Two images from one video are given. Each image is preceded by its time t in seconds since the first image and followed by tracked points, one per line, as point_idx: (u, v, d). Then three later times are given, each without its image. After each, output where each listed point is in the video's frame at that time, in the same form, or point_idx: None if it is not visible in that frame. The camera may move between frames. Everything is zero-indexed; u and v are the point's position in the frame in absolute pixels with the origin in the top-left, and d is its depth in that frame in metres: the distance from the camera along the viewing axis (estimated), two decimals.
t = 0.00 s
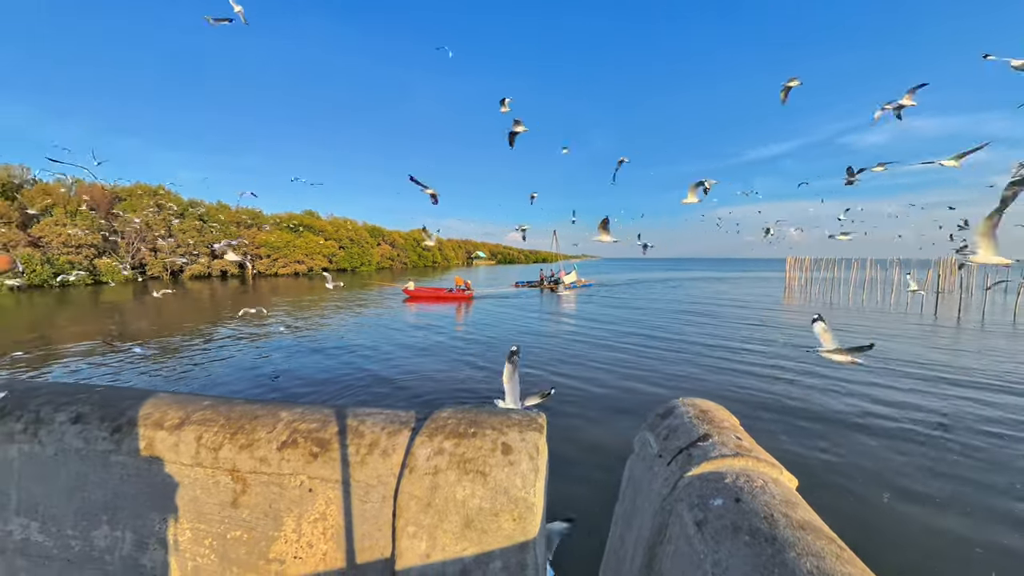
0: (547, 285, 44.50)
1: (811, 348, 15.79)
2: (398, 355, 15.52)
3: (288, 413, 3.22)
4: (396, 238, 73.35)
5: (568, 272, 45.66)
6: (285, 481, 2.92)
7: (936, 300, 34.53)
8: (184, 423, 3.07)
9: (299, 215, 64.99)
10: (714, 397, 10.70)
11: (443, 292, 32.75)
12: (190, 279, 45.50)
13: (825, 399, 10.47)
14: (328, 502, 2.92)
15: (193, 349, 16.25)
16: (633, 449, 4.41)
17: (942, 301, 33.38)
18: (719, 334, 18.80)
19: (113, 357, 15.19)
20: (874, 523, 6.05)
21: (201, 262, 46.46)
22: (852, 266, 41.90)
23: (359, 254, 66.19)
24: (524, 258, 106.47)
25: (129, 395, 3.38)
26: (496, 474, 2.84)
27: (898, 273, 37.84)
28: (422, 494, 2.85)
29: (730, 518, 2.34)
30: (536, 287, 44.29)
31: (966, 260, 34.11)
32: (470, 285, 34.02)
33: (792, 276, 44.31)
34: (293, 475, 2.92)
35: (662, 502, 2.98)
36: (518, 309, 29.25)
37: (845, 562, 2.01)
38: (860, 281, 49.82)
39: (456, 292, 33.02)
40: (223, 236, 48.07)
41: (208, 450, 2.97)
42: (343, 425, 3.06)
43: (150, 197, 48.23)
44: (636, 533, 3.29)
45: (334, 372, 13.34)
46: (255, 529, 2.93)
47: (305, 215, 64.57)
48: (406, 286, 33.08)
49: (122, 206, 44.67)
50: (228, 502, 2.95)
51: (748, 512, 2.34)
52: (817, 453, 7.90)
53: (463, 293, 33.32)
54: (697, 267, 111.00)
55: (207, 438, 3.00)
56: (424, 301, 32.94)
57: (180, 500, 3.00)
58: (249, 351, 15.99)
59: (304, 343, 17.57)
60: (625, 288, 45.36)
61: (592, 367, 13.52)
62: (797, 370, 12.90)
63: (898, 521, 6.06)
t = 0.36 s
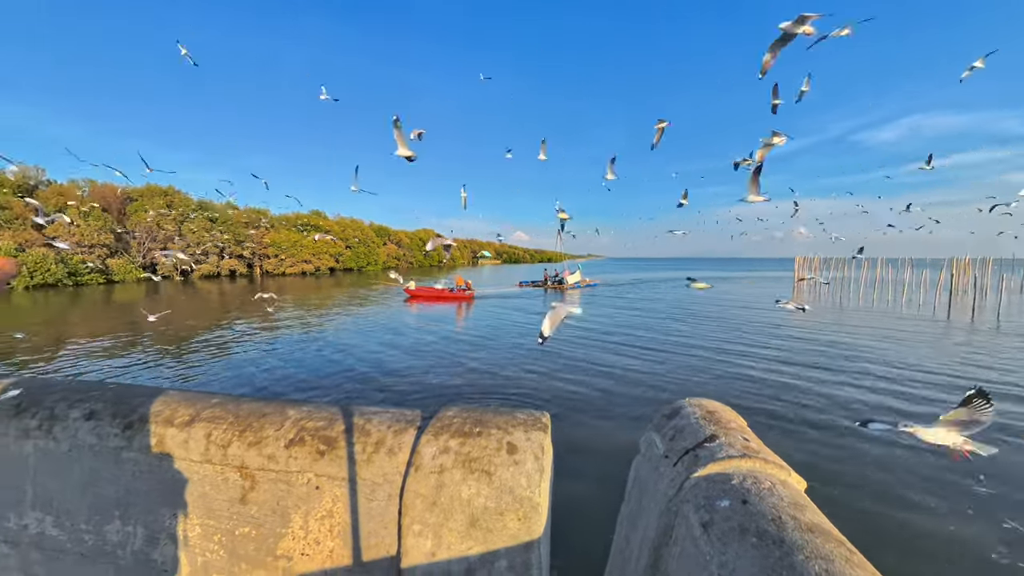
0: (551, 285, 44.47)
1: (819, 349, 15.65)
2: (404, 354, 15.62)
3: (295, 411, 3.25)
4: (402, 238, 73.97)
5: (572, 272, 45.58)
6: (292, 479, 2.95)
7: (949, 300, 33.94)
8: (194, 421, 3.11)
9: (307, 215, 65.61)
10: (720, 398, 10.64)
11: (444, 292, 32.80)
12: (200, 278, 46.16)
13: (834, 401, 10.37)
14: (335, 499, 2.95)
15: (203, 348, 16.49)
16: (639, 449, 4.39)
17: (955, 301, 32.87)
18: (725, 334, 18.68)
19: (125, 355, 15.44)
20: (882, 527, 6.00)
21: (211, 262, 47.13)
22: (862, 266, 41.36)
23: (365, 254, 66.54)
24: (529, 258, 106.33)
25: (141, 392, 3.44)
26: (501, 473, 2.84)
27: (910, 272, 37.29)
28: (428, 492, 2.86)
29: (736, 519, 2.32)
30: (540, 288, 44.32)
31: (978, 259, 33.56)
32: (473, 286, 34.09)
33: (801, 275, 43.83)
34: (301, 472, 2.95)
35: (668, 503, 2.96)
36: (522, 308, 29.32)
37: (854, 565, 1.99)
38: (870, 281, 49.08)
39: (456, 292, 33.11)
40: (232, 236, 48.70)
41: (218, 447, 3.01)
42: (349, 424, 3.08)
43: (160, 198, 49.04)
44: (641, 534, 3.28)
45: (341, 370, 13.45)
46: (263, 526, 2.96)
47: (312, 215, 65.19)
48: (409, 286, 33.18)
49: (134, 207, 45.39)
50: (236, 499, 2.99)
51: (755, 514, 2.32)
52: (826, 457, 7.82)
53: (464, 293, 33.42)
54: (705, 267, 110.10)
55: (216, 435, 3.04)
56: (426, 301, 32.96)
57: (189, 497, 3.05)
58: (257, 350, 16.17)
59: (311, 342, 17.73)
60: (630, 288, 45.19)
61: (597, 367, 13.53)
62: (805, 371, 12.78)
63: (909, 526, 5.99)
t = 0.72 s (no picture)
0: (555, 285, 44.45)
1: (825, 349, 15.55)
2: (409, 353, 15.69)
3: (302, 409, 3.27)
4: (406, 238, 74.35)
5: (576, 272, 45.53)
6: (299, 476, 2.98)
7: (960, 300, 33.49)
8: (202, 419, 3.14)
9: (313, 215, 66.06)
10: (725, 399, 10.58)
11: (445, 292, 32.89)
12: (208, 277, 46.70)
13: (842, 402, 10.28)
14: (341, 497, 2.97)
15: (211, 347, 16.68)
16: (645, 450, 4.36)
17: (966, 301, 32.43)
18: (730, 334, 18.60)
19: (135, 353, 15.64)
20: (891, 531, 5.95)
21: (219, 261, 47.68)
22: (870, 265, 40.88)
23: (371, 254, 66.84)
24: (534, 258, 106.28)
25: (151, 390, 3.48)
26: (506, 473, 2.84)
27: (920, 271, 36.82)
28: (433, 491, 2.87)
29: (744, 521, 2.30)
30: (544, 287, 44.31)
31: (990, 258, 33.09)
32: (474, 286, 34.17)
33: (809, 275, 43.42)
34: (307, 470, 2.97)
35: (674, 504, 2.94)
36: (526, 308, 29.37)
37: (862, 568, 1.97)
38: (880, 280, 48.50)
39: (456, 292, 33.20)
40: (239, 235, 49.22)
41: (226, 445, 3.04)
42: (355, 422, 3.10)
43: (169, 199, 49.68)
44: (647, 534, 3.27)
45: (346, 369, 13.55)
46: (270, 523, 2.99)
47: (318, 214, 65.63)
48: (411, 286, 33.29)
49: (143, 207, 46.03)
50: (244, 496, 3.02)
51: (762, 516, 2.30)
52: (834, 459, 7.75)
53: (465, 294, 33.53)
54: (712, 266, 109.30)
55: (224, 433, 3.07)
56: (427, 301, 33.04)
57: (198, 494, 3.08)
58: (263, 349, 16.31)
59: (317, 341, 17.86)
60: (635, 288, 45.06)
61: (601, 367, 13.50)
62: (811, 372, 12.69)
63: (918, 530, 5.93)
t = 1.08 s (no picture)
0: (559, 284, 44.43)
1: (833, 350, 15.41)
2: (414, 353, 15.77)
3: (309, 407, 3.30)
4: (412, 238, 74.71)
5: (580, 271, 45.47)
6: (306, 474, 3.00)
7: (974, 300, 32.97)
8: (212, 416, 3.18)
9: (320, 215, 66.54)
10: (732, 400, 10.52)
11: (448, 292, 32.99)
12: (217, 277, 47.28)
13: (850, 405, 10.18)
14: (347, 495, 2.99)
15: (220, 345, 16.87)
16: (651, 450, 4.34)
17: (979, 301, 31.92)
18: (737, 334, 18.49)
19: (147, 352, 15.88)
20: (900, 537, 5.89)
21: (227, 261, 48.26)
22: (881, 265, 40.37)
23: (377, 253, 67.22)
24: (539, 258, 106.25)
25: (161, 387, 3.53)
26: (511, 472, 2.84)
27: (932, 271, 36.27)
28: (438, 490, 2.89)
29: (751, 523, 2.28)
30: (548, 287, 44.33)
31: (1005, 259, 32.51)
32: (474, 286, 34.31)
33: (818, 274, 42.93)
34: (314, 468, 2.99)
35: (680, 505, 2.93)
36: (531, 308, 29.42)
37: (872, 572, 1.94)
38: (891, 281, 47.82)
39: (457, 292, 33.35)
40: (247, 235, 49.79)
41: (234, 442, 3.08)
42: (361, 421, 3.12)
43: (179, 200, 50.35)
44: (652, 535, 3.26)
45: (353, 368, 13.64)
46: (278, 520, 3.02)
47: (325, 214, 66.14)
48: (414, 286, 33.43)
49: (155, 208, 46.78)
50: (252, 493, 3.05)
51: (770, 518, 2.27)
52: (842, 464, 7.68)
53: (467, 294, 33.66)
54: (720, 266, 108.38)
55: (232, 430, 3.11)
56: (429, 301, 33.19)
57: (207, 491, 3.12)
58: (270, 348, 16.47)
59: (323, 340, 18.00)
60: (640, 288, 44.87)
61: (606, 367, 13.48)
62: (820, 373, 12.57)
63: (927, 537, 5.88)
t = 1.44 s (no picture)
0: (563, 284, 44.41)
1: (843, 351, 15.26)
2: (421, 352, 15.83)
3: (316, 406, 3.33)
4: (418, 238, 75.25)
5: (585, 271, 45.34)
6: (313, 471, 3.03)
7: (988, 300, 32.46)
8: (220, 414, 3.22)
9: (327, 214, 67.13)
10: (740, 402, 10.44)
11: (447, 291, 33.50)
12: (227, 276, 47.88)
13: (860, 408, 10.08)
14: (354, 493, 3.01)
15: (229, 344, 17.06)
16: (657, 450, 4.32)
17: (993, 302, 31.39)
18: (744, 335, 18.36)
19: (158, 350, 16.10)
20: (912, 545, 5.81)
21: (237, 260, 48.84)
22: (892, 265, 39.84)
23: (384, 253, 67.68)
24: (545, 257, 106.13)
25: (172, 385, 3.57)
26: (516, 472, 2.85)
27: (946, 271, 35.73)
28: (444, 489, 2.90)
29: (758, 525, 2.26)
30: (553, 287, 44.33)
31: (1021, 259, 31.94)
32: (473, 286, 34.27)
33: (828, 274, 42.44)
34: (322, 465, 3.02)
35: (685, 506, 2.91)
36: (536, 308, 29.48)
37: None
38: (902, 280, 47.15)
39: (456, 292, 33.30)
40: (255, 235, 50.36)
41: (243, 440, 3.11)
42: (368, 419, 3.14)
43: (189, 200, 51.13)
44: (658, 536, 3.24)
45: (360, 367, 13.73)
46: (285, 517, 3.05)
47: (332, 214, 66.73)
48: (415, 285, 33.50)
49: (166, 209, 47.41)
50: (260, 490, 3.09)
51: (777, 520, 2.25)
52: (852, 469, 7.60)
53: (467, 293, 33.65)
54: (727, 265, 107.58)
55: (241, 428, 3.14)
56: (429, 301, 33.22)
57: (215, 488, 3.16)
58: (279, 347, 16.62)
59: (330, 339, 18.13)
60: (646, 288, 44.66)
61: (612, 367, 13.46)
62: (829, 375, 12.45)
63: (938, 544, 5.81)
